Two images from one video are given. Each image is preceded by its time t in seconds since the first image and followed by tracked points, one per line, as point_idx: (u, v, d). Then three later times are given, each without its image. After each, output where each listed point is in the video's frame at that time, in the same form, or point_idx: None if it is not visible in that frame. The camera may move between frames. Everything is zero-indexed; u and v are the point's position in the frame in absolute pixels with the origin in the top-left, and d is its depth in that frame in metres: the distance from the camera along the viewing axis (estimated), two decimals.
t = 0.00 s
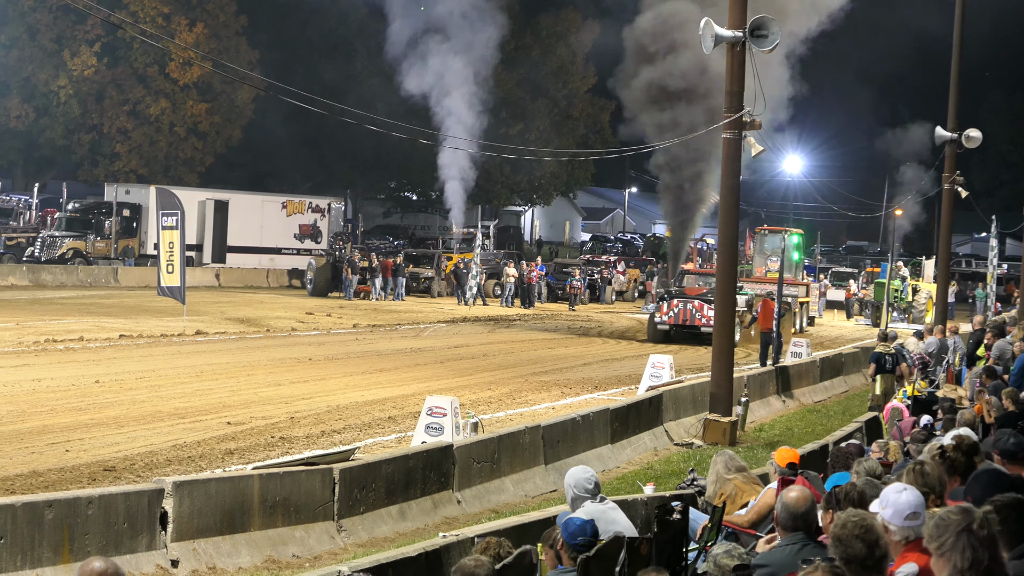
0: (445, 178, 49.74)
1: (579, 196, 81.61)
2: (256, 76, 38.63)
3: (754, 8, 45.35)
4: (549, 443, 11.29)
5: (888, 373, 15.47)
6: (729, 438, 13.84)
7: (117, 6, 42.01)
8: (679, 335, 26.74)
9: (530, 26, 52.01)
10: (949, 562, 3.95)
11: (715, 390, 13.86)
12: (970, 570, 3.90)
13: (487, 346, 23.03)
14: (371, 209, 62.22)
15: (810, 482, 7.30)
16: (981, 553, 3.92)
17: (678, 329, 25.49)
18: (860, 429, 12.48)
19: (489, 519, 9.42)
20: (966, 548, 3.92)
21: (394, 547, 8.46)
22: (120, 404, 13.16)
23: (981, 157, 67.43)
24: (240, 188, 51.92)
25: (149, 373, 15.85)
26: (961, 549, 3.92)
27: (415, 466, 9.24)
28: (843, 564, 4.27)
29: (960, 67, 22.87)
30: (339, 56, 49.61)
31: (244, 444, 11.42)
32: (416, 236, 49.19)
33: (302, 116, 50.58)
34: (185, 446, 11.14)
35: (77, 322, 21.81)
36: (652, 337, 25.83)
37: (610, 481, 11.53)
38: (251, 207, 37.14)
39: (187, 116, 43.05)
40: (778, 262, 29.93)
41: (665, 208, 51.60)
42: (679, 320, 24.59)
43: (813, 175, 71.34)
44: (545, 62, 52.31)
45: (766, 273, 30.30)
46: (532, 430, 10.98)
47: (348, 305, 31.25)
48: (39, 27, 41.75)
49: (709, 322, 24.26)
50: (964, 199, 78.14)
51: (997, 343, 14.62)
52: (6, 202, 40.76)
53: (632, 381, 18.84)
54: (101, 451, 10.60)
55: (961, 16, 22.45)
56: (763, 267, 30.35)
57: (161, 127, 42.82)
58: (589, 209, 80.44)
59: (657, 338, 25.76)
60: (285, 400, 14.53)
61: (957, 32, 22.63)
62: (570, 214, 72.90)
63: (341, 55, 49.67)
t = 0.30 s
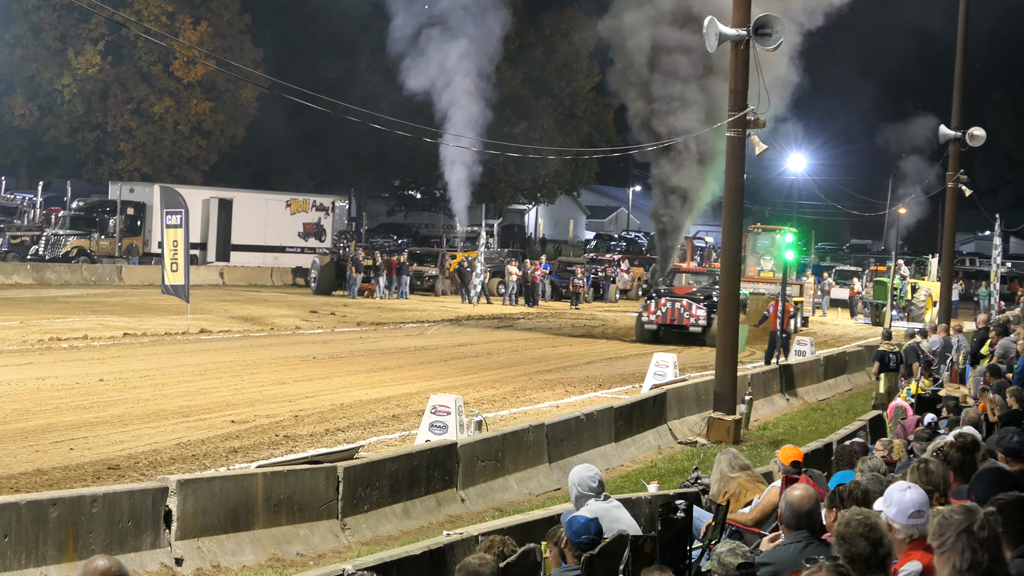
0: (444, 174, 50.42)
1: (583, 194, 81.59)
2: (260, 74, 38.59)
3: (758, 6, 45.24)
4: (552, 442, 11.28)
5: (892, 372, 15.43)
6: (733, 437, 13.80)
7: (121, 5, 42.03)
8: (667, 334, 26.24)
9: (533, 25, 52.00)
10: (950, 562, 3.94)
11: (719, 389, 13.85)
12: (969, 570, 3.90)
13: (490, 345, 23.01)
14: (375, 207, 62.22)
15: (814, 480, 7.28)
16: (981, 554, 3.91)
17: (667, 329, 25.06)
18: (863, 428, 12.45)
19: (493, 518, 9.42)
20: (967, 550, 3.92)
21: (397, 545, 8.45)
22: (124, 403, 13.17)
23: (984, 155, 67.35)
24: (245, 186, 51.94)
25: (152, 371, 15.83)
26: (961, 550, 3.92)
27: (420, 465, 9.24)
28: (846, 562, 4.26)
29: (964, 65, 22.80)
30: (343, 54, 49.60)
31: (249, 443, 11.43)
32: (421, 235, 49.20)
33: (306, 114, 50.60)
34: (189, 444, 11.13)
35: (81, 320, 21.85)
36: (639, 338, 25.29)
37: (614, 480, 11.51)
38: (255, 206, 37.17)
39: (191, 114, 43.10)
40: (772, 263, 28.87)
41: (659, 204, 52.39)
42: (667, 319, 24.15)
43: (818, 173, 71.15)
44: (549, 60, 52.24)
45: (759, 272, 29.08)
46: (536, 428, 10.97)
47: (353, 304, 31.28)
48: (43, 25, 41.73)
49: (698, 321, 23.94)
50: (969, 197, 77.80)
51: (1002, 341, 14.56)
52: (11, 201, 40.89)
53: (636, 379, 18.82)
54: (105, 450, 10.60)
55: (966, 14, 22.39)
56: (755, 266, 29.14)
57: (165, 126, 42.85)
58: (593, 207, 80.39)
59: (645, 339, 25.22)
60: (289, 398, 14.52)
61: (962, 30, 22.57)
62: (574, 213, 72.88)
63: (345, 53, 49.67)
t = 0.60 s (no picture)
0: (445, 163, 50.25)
1: (588, 192, 81.51)
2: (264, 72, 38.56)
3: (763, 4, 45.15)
4: (556, 440, 11.25)
5: (897, 371, 15.40)
6: (738, 435, 13.78)
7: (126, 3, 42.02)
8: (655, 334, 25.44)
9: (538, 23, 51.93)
10: (955, 560, 3.91)
11: (724, 387, 13.83)
12: (974, 571, 3.87)
13: (494, 343, 22.99)
14: (379, 205, 62.20)
15: (819, 479, 7.26)
16: (986, 554, 3.88)
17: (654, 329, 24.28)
18: (868, 426, 12.42)
19: (498, 516, 9.40)
20: (971, 549, 3.89)
21: (402, 544, 8.44)
22: (128, 401, 13.17)
23: (989, 154, 67.19)
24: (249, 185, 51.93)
25: (156, 369, 15.84)
26: (966, 549, 3.90)
27: (424, 463, 9.23)
28: (851, 561, 4.24)
29: (969, 63, 22.74)
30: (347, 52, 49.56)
31: (253, 441, 11.42)
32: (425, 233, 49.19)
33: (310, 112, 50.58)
34: (193, 442, 11.12)
35: (85, 318, 21.86)
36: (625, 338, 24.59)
37: (618, 479, 11.47)
38: (259, 203, 37.17)
39: (195, 112, 43.12)
40: (767, 262, 28.82)
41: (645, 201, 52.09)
42: (652, 319, 23.52)
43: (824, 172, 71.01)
44: (554, 58, 52.18)
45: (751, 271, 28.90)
46: (540, 426, 10.94)
47: (357, 302, 31.29)
48: (47, 23, 41.82)
49: (683, 321, 23.23)
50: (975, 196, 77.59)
51: (1007, 340, 14.51)
52: (15, 199, 40.95)
53: (641, 378, 18.79)
54: (109, 448, 10.60)
55: (971, 12, 22.32)
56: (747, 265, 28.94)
57: (170, 124, 42.84)
58: (598, 205, 80.29)
59: (630, 338, 24.61)
60: (293, 396, 14.51)
61: (967, 28, 22.51)
62: (579, 211, 72.80)
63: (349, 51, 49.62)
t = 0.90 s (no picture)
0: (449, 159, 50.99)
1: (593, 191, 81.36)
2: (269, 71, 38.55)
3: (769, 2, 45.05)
4: (562, 439, 11.23)
5: (904, 370, 15.36)
6: (743, 434, 13.72)
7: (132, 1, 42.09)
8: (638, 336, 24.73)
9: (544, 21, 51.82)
10: (961, 559, 3.90)
11: (730, 385, 13.80)
12: (979, 570, 3.85)
13: (500, 341, 22.96)
14: (385, 204, 62.20)
15: (825, 478, 7.22)
16: (991, 555, 3.85)
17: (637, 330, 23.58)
18: (874, 425, 12.36)
19: (504, 515, 9.38)
20: (977, 549, 3.88)
21: (408, 542, 8.43)
22: (135, 399, 13.18)
23: (995, 152, 66.97)
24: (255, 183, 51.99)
25: (163, 367, 15.88)
26: (972, 550, 3.88)
27: (430, 462, 9.20)
28: (857, 559, 4.21)
29: (975, 62, 22.64)
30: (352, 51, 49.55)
31: (259, 439, 11.42)
32: (431, 231, 49.15)
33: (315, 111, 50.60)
34: (199, 440, 11.14)
35: (91, 317, 21.88)
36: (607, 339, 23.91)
37: (625, 477, 11.45)
38: (265, 201, 37.21)
39: (201, 110, 43.21)
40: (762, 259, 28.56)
41: (629, 196, 52.56)
42: (633, 318, 22.84)
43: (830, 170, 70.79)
44: (559, 57, 52.09)
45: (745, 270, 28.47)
46: (546, 425, 10.92)
47: (363, 300, 31.31)
48: (54, 22, 41.95)
49: (666, 320, 22.54)
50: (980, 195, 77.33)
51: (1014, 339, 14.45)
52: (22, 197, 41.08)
53: (647, 376, 18.76)
54: (116, 446, 10.59)
55: (978, 10, 22.23)
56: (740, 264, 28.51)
57: (176, 122, 42.89)
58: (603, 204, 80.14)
59: (613, 340, 23.88)
60: (299, 395, 14.51)
61: (973, 26, 22.43)
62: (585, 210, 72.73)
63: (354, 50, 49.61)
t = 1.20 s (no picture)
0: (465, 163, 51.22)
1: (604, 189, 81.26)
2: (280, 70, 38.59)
3: None
4: (573, 437, 11.18)
5: (915, 368, 15.27)
6: (755, 432, 13.65)
7: None
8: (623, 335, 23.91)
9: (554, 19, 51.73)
10: (966, 560, 3.85)
11: (742, 384, 13.74)
12: (985, 570, 3.81)
13: (511, 339, 22.94)
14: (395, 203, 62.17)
15: (837, 476, 7.16)
16: (999, 555, 3.81)
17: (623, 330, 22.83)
18: (886, 423, 12.28)
19: (515, 513, 9.36)
20: (983, 549, 3.83)
21: (419, 541, 8.41)
22: (147, 397, 13.22)
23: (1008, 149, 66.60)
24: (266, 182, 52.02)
25: (174, 365, 15.92)
26: (978, 550, 3.84)
27: (441, 460, 9.18)
28: (869, 557, 4.20)
29: (987, 58, 22.44)
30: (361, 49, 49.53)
31: (271, 437, 11.43)
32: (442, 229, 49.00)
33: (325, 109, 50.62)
34: (210, 438, 11.15)
35: (102, 315, 21.95)
36: (591, 339, 23.09)
37: (636, 475, 11.42)
38: (276, 199, 37.25)
39: (213, 108, 43.41)
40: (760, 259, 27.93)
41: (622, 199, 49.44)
42: (619, 318, 22.03)
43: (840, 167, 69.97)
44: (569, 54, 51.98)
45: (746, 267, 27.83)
46: (558, 423, 10.88)
47: (374, 298, 31.29)
48: (65, 20, 41.84)
49: (652, 320, 21.78)
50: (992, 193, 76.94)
51: None
52: (33, 195, 41.21)
53: (659, 374, 18.72)
54: (128, 444, 10.62)
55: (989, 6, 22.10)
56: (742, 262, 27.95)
57: (187, 120, 43.01)
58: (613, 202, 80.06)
59: (598, 340, 23.03)
60: (311, 393, 14.52)
61: (985, 22, 22.29)
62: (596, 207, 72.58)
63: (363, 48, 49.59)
